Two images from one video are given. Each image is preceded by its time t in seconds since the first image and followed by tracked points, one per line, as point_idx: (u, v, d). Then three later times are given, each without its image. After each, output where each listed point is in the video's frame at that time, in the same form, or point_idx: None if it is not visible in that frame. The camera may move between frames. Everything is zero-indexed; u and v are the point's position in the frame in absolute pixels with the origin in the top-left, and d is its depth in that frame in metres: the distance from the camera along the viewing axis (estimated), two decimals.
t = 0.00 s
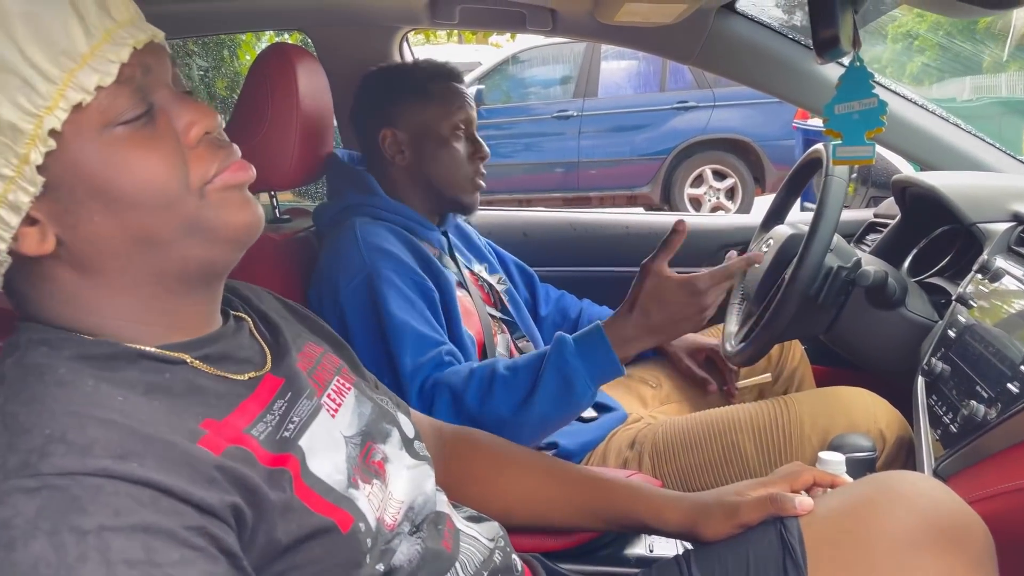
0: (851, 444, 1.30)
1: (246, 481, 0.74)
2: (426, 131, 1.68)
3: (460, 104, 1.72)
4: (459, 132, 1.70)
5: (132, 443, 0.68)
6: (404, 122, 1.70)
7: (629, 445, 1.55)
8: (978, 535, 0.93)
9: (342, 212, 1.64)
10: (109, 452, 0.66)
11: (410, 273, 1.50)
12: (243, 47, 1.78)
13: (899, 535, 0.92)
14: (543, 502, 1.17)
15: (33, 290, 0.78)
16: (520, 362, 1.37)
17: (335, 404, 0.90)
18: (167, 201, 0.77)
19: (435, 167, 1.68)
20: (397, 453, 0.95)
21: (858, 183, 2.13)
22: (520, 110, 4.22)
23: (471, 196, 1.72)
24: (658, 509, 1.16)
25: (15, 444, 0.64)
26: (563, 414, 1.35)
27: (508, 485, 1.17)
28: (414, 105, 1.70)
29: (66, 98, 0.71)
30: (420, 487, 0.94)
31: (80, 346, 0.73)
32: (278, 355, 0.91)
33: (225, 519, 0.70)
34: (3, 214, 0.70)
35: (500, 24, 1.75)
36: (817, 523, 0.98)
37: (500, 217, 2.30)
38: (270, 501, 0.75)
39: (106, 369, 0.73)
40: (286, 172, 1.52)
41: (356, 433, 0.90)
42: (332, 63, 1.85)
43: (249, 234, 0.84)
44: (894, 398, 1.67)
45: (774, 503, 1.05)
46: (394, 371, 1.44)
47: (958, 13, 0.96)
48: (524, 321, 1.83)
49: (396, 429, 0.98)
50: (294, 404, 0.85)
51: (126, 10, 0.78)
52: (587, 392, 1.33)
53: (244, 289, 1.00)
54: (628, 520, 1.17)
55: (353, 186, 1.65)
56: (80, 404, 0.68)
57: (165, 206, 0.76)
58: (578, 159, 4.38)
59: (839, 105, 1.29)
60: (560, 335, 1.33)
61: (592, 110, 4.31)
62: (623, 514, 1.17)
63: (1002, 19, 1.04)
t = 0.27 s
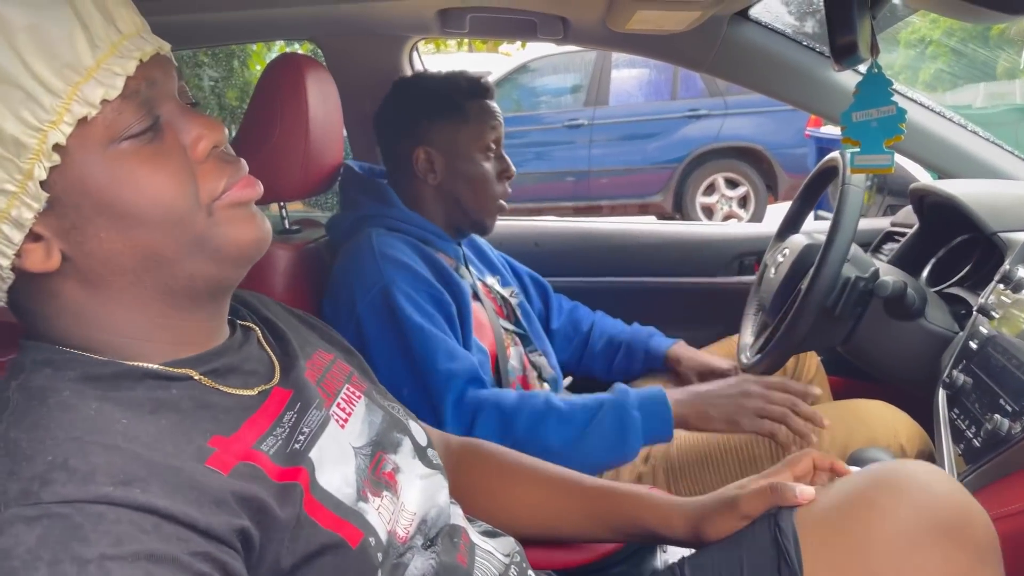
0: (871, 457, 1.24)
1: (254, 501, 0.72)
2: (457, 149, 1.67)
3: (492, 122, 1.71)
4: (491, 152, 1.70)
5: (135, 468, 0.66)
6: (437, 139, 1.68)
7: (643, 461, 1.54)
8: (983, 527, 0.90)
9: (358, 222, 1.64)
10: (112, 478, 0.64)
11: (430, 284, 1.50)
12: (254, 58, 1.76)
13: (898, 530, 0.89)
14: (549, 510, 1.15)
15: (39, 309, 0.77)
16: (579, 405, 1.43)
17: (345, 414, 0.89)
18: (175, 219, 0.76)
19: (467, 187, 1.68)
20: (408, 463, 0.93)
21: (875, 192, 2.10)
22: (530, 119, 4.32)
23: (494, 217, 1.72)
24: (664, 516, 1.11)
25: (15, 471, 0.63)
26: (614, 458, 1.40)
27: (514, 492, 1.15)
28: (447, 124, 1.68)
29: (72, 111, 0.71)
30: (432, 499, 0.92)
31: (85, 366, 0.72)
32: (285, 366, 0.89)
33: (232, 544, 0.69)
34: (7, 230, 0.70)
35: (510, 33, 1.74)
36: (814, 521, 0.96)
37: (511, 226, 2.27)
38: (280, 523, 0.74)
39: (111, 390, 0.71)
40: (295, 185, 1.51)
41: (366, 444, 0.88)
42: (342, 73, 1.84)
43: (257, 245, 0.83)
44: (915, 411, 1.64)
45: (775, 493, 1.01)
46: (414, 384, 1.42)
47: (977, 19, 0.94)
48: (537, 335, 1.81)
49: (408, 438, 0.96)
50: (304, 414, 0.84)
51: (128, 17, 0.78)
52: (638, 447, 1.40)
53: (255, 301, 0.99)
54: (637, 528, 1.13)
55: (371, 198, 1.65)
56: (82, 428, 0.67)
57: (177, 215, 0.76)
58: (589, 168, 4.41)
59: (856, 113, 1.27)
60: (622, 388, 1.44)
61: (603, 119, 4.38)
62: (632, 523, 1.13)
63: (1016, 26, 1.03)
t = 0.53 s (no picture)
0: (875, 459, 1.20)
1: (240, 506, 0.71)
2: (453, 140, 1.66)
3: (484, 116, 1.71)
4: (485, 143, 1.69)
5: (118, 473, 0.65)
6: (434, 131, 1.67)
7: (647, 465, 1.52)
8: (974, 518, 0.91)
9: (358, 226, 1.62)
10: (93, 483, 0.64)
11: (430, 288, 1.48)
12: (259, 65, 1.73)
13: (894, 525, 0.90)
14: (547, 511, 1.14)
15: (24, 313, 0.77)
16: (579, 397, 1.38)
17: (336, 418, 0.88)
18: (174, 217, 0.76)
19: (463, 179, 1.66)
20: (403, 466, 0.92)
21: (881, 195, 2.08)
22: (538, 127, 4.28)
23: (493, 209, 1.70)
24: (659, 514, 1.11)
25: None
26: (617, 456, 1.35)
27: (510, 494, 1.14)
28: (441, 113, 1.68)
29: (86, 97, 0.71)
30: (427, 504, 0.91)
31: (68, 370, 0.71)
32: (275, 368, 0.89)
33: (215, 550, 0.68)
34: (5, 214, 0.68)
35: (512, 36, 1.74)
36: (805, 504, 0.95)
37: (514, 231, 2.27)
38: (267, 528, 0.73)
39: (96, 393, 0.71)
40: (300, 188, 1.51)
41: (359, 448, 0.87)
42: (344, 77, 1.84)
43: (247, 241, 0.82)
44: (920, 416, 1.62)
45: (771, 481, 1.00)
46: (412, 389, 1.41)
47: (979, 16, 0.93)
48: (540, 341, 1.79)
49: (402, 441, 0.96)
50: (293, 419, 0.83)
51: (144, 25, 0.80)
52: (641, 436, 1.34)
53: (241, 302, 0.98)
54: (636, 528, 1.12)
55: (368, 201, 1.64)
56: (64, 433, 0.66)
57: (173, 208, 0.75)
58: (595, 176, 4.35)
59: (861, 113, 1.26)
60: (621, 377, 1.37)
61: (609, 126, 4.33)
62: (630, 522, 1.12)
63: None
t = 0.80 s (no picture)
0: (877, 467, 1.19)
1: (217, 517, 0.70)
2: (440, 152, 1.66)
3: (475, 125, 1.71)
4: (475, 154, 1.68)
5: (93, 480, 0.64)
6: (422, 144, 1.67)
7: (645, 472, 1.50)
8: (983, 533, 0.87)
9: (357, 237, 1.63)
10: (66, 490, 0.62)
11: (427, 297, 1.49)
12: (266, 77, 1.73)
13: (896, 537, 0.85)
14: (548, 523, 1.13)
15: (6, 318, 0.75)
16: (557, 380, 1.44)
17: (325, 433, 0.87)
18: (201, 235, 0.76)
19: (451, 190, 1.66)
20: (392, 483, 0.92)
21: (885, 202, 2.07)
22: (545, 134, 4.29)
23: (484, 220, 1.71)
24: (661, 523, 1.11)
25: None
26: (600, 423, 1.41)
27: (511, 508, 1.14)
28: (431, 123, 1.67)
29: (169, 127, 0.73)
30: (414, 521, 0.90)
31: (57, 375, 0.70)
32: (267, 384, 0.87)
33: (191, 561, 0.66)
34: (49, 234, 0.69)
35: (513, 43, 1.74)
36: (807, 521, 0.91)
37: (517, 239, 2.26)
38: (240, 542, 0.71)
39: (77, 398, 0.69)
40: (297, 194, 1.51)
41: (347, 463, 0.87)
42: (344, 85, 1.84)
43: (260, 253, 0.80)
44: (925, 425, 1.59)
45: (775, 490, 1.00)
46: (408, 398, 1.40)
47: (978, 19, 0.92)
48: (540, 350, 1.79)
49: (393, 457, 0.95)
50: (280, 433, 0.82)
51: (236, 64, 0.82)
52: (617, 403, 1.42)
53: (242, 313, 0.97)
54: (638, 537, 1.12)
55: (366, 212, 1.65)
56: (40, 439, 0.65)
57: (198, 219, 0.76)
58: (602, 181, 4.39)
59: (857, 119, 1.25)
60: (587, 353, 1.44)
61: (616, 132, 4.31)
62: (632, 532, 1.12)
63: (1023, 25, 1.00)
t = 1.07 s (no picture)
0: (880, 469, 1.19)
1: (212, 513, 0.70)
2: (442, 156, 1.67)
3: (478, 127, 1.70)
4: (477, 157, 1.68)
5: (89, 474, 0.64)
6: (424, 148, 1.67)
7: (645, 475, 1.49)
8: (981, 534, 0.86)
9: (357, 240, 1.64)
10: (63, 483, 0.62)
11: (428, 300, 1.49)
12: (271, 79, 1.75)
13: (897, 537, 0.84)
14: (547, 525, 1.13)
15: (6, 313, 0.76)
16: (556, 381, 1.44)
17: (320, 432, 0.88)
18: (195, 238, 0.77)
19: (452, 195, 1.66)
20: (386, 484, 0.92)
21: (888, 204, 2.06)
22: (553, 137, 4.28)
23: (487, 223, 1.71)
24: (660, 525, 1.11)
25: None
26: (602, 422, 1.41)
27: (510, 509, 1.13)
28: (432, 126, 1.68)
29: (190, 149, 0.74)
30: (408, 521, 0.91)
31: (58, 371, 0.70)
32: (263, 383, 0.88)
33: (185, 557, 0.66)
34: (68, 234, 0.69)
35: (515, 45, 1.74)
36: (804, 524, 0.90)
37: (520, 241, 2.27)
38: (233, 538, 0.71)
39: (74, 393, 0.69)
40: (299, 197, 1.51)
41: (341, 463, 0.87)
42: (346, 89, 1.85)
43: (263, 258, 0.82)
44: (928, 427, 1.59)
45: (774, 492, 0.98)
46: (408, 398, 1.40)
47: (978, 19, 0.91)
48: (541, 352, 1.79)
49: (387, 459, 0.95)
50: (276, 430, 0.82)
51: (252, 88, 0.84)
52: (616, 402, 1.41)
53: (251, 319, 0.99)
54: (636, 537, 1.12)
55: (367, 217, 1.65)
56: (38, 433, 0.65)
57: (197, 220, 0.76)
58: (610, 185, 4.34)
59: (856, 119, 1.25)
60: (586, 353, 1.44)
61: (625, 136, 4.31)
62: (631, 533, 1.12)
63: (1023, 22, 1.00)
